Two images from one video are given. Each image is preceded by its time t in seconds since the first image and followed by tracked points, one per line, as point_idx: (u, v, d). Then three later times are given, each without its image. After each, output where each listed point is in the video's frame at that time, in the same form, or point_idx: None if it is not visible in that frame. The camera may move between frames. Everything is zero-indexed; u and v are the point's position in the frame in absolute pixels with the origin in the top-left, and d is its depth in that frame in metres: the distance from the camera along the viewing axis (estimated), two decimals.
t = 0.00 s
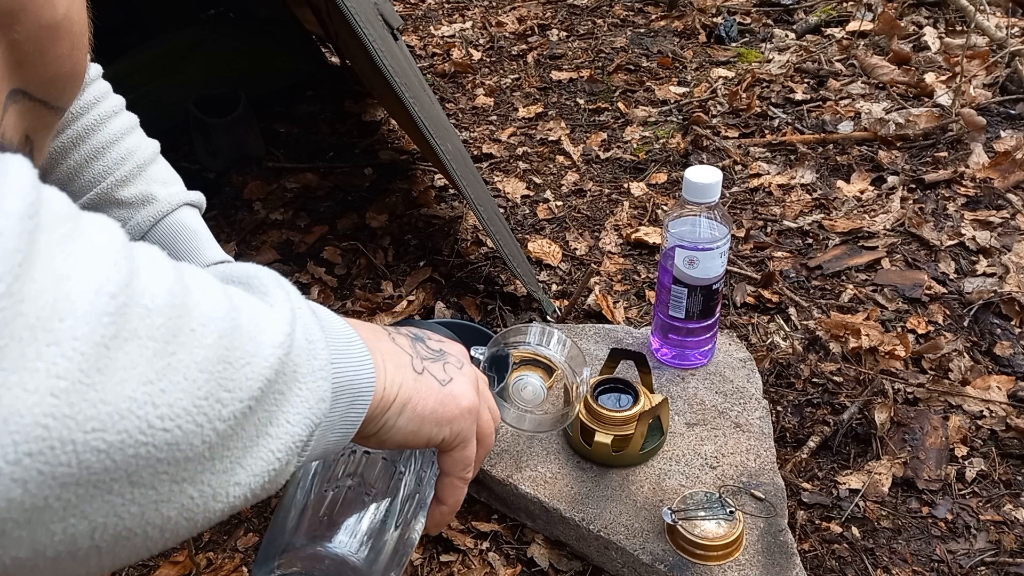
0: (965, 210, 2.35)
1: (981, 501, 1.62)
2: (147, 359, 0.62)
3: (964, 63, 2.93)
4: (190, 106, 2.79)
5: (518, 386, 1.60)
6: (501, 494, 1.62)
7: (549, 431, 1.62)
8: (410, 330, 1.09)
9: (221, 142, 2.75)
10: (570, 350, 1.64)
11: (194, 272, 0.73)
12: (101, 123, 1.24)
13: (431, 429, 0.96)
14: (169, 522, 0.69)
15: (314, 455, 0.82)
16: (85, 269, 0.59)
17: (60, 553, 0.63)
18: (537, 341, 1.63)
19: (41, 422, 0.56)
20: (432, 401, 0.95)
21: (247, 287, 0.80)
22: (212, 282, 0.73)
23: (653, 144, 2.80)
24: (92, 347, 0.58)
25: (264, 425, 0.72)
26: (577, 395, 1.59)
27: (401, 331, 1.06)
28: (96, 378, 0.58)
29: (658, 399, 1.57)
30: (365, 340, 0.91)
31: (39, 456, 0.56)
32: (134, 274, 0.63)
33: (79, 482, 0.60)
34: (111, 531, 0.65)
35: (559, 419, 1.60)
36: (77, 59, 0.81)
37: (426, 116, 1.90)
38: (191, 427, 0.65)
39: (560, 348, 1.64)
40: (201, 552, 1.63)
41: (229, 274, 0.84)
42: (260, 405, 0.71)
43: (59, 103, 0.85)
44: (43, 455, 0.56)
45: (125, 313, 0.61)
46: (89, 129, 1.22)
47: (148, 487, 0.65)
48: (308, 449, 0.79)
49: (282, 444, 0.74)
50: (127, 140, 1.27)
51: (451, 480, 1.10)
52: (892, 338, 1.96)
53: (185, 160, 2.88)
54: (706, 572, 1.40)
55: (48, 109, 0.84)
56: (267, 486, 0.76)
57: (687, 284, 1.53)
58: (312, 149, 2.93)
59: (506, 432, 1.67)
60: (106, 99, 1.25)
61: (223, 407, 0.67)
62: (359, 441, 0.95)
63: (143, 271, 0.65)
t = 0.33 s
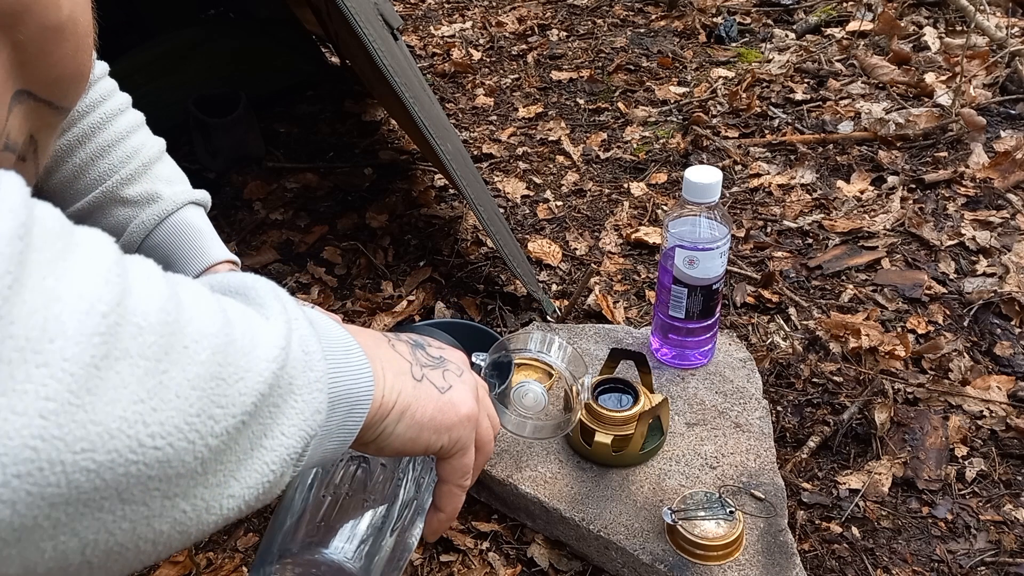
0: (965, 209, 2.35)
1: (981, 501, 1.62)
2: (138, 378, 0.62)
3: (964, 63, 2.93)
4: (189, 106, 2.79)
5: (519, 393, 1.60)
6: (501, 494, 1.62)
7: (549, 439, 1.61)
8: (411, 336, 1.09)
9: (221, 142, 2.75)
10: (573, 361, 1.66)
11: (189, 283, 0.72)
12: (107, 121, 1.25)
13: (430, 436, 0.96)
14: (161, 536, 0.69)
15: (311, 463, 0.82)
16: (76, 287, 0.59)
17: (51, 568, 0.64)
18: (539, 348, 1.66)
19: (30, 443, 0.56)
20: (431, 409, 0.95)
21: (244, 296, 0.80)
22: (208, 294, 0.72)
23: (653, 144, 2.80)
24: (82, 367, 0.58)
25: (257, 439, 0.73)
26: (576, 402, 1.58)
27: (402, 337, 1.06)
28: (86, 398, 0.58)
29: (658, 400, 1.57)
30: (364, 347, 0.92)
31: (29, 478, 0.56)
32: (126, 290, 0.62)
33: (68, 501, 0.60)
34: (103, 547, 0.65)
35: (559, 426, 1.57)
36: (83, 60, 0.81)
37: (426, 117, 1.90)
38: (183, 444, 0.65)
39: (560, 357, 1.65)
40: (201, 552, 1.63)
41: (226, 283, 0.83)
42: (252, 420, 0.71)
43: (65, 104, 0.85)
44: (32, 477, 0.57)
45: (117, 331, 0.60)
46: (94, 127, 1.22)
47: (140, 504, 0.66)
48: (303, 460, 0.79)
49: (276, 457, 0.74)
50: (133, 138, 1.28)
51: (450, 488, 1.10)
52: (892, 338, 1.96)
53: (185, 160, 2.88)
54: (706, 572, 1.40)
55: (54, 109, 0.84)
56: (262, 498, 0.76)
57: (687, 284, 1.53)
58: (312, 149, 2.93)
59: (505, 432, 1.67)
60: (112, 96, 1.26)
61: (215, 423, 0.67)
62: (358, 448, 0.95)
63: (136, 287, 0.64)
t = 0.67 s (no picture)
0: (965, 210, 2.35)
1: (981, 501, 1.62)
2: (149, 384, 0.62)
3: (964, 63, 2.93)
4: (189, 106, 2.79)
5: (523, 398, 1.57)
6: (501, 494, 1.62)
7: (551, 442, 1.55)
8: (415, 340, 1.09)
9: (221, 142, 2.75)
10: (576, 362, 1.61)
11: (197, 289, 0.72)
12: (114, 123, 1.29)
13: (434, 440, 0.95)
14: (171, 539, 0.69)
15: (318, 465, 0.82)
16: (87, 294, 0.59)
17: (62, 572, 0.64)
18: (542, 351, 1.63)
19: (44, 449, 0.56)
20: (436, 412, 0.95)
21: (252, 300, 0.80)
22: (215, 299, 0.72)
23: (653, 144, 2.80)
24: (95, 373, 0.58)
25: (267, 443, 0.73)
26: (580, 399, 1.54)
27: (406, 341, 1.06)
28: (99, 404, 0.58)
29: (658, 399, 1.57)
30: (370, 351, 0.92)
31: (42, 483, 0.56)
32: (136, 298, 0.63)
33: (80, 506, 0.60)
34: (113, 550, 0.65)
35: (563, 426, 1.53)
36: (88, 61, 0.81)
37: (426, 116, 1.90)
38: (193, 448, 0.65)
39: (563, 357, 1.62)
40: (201, 552, 1.63)
41: (233, 286, 0.83)
42: (262, 424, 0.71)
43: (70, 106, 0.85)
44: (46, 482, 0.57)
45: (128, 338, 0.60)
46: (101, 130, 1.26)
47: (151, 507, 0.66)
48: (310, 465, 0.79)
49: (284, 460, 0.75)
50: (139, 140, 1.32)
51: (454, 492, 1.10)
52: (892, 338, 1.96)
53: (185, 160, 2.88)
54: (706, 572, 1.40)
55: (60, 111, 0.84)
56: (269, 501, 0.76)
57: (687, 284, 1.53)
58: (312, 149, 2.93)
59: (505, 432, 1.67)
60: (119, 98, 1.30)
61: (225, 427, 0.67)
62: (363, 451, 0.95)
63: (145, 294, 0.64)
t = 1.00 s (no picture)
0: (965, 210, 2.35)
1: (981, 501, 1.62)
2: (165, 382, 0.62)
3: (964, 63, 2.93)
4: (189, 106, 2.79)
5: (525, 400, 1.57)
6: (501, 494, 1.62)
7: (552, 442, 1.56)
8: (419, 338, 1.08)
9: (221, 142, 2.75)
10: (577, 363, 1.61)
11: (207, 288, 0.72)
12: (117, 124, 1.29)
13: (439, 437, 0.95)
14: (184, 536, 0.69)
15: (326, 462, 0.82)
16: (104, 294, 0.59)
17: (78, 568, 0.64)
18: (543, 353, 1.63)
19: (63, 448, 0.56)
20: (441, 410, 0.95)
21: (261, 299, 0.79)
22: (225, 297, 0.72)
23: (653, 144, 2.80)
24: (113, 372, 0.58)
25: (278, 440, 0.72)
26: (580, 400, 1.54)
27: (410, 339, 1.06)
28: (117, 403, 0.58)
29: (658, 400, 1.57)
30: (377, 349, 0.92)
31: (61, 480, 0.56)
32: (151, 297, 0.63)
33: (97, 503, 0.60)
34: (129, 547, 0.65)
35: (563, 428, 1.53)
36: (91, 63, 0.80)
37: (426, 116, 1.90)
38: (207, 446, 0.65)
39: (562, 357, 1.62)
40: (201, 552, 1.63)
41: (240, 286, 0.83)
42: (273, 422, 0.71)
43: (73, 107, 0.85)
44: (65, 480, 0.57)
45: (144, 337, 0.60)
46: (103, 131, 1.26)
47: (165, 504, 0.65)
48: (319, 461, 0.79)
49: (295, 457, 0.74)
50: (141, 141, 1.33)
51: (456, 490, 1.10)
52: (892, 338, 1.96)
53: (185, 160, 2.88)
54: (706, 572, 1.40)
55: (63, 113, 0.84)
56: (280, 498, 0.76)
57: (687, 284, 1.53)
58: (312, 149, 2.93)
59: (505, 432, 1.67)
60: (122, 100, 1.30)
61: (238, 424, 0.67)
62: (370, 448, 0.95)
63: (159, 293, 0.64)
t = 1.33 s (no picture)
0: (965, 210, 2.35)
1: (981, 501, 1.62)
2: (164, 395, 0.62)
3: (964, 63, 2.93)
4: (190, 106, 2.79)
5: (526, 399, 1.56)
6: (501, 494, 1.62)
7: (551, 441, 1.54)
8: (420, 343, 1.08)
9: (221, 142, 2.75)
10: (578, 362, 1.61)
11: (208, 297, 0.72)
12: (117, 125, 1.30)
13: (440, 442, 0.96)
14: (183, 545, 0.69)
15: (325, 468, 0.82)
16: (105, 306, 0.59)
17: None
18: (544, 353, 1.62)
19: (62, 462, 0.56)
20: (440, 415, 0.95)
21: (261, 307, 0.79)
22: (226, 306, 0.72)
23: (653, 144, 2.80)
24: (113, 386, 0.58)
25: (277, 449, 0.72)
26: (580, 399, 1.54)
27: (411, 344, 1.06)
28: (117, 416, 0.58)
29: (658, 400, 1.57)
30: (378, 354, 0.92)
31: (60, 494, 0.57)
32: (152, 307, 0.62)
33: (96, 515, 0.60)
34: (128, 556, 0.66)
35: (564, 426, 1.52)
36: (92, 63, 0.80)
37: (426, 116, 1.90)
38: (205, 458, 0.65)
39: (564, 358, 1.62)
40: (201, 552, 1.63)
41: (242, 293, 0.83)
42: (273, 432, 0.71)
43: (74, 107, 0.85)
44: (63, 493, 0.57)
45: (145, 349, 0.60)
46: (104, 131, 1.27)
47: (164, 515, 0.66)
48: (319, 470, 0.79)
49: (294, 465, 0.74)
50: (142, 141, 1.33)
51: (456, 493, 1.10)
52: (892, 338, 1.96)
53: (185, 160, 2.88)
54: (706, 572, 1.40)
55: (64, 113, 0.84)
56: (279, 506, 0.76)
57: (687, 284, 1.53)
58: (312, 149, 2.93)
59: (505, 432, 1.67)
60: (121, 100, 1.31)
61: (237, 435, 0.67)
62: (370, 453, 0.95)
63: (161, 303, 0.64)
